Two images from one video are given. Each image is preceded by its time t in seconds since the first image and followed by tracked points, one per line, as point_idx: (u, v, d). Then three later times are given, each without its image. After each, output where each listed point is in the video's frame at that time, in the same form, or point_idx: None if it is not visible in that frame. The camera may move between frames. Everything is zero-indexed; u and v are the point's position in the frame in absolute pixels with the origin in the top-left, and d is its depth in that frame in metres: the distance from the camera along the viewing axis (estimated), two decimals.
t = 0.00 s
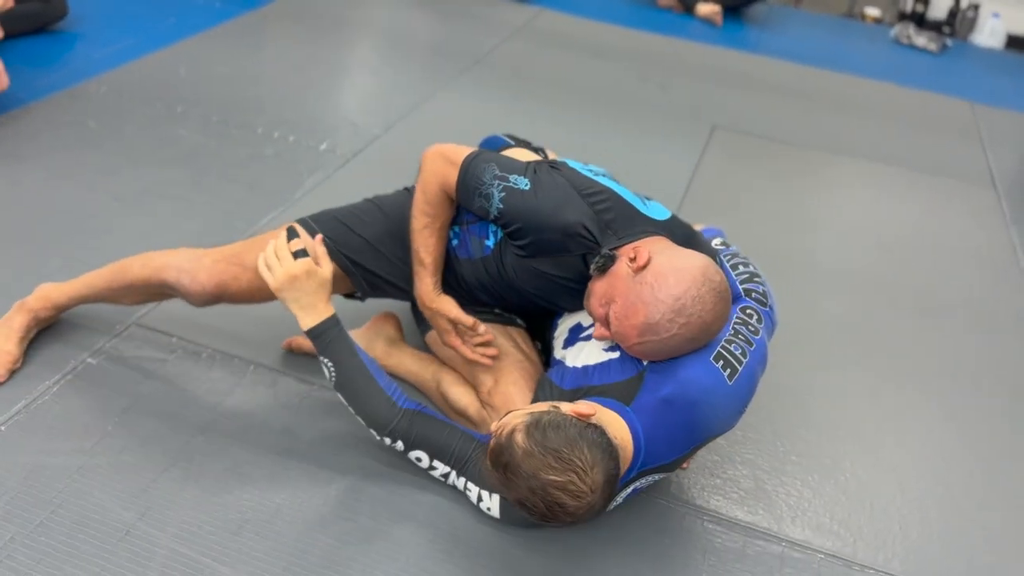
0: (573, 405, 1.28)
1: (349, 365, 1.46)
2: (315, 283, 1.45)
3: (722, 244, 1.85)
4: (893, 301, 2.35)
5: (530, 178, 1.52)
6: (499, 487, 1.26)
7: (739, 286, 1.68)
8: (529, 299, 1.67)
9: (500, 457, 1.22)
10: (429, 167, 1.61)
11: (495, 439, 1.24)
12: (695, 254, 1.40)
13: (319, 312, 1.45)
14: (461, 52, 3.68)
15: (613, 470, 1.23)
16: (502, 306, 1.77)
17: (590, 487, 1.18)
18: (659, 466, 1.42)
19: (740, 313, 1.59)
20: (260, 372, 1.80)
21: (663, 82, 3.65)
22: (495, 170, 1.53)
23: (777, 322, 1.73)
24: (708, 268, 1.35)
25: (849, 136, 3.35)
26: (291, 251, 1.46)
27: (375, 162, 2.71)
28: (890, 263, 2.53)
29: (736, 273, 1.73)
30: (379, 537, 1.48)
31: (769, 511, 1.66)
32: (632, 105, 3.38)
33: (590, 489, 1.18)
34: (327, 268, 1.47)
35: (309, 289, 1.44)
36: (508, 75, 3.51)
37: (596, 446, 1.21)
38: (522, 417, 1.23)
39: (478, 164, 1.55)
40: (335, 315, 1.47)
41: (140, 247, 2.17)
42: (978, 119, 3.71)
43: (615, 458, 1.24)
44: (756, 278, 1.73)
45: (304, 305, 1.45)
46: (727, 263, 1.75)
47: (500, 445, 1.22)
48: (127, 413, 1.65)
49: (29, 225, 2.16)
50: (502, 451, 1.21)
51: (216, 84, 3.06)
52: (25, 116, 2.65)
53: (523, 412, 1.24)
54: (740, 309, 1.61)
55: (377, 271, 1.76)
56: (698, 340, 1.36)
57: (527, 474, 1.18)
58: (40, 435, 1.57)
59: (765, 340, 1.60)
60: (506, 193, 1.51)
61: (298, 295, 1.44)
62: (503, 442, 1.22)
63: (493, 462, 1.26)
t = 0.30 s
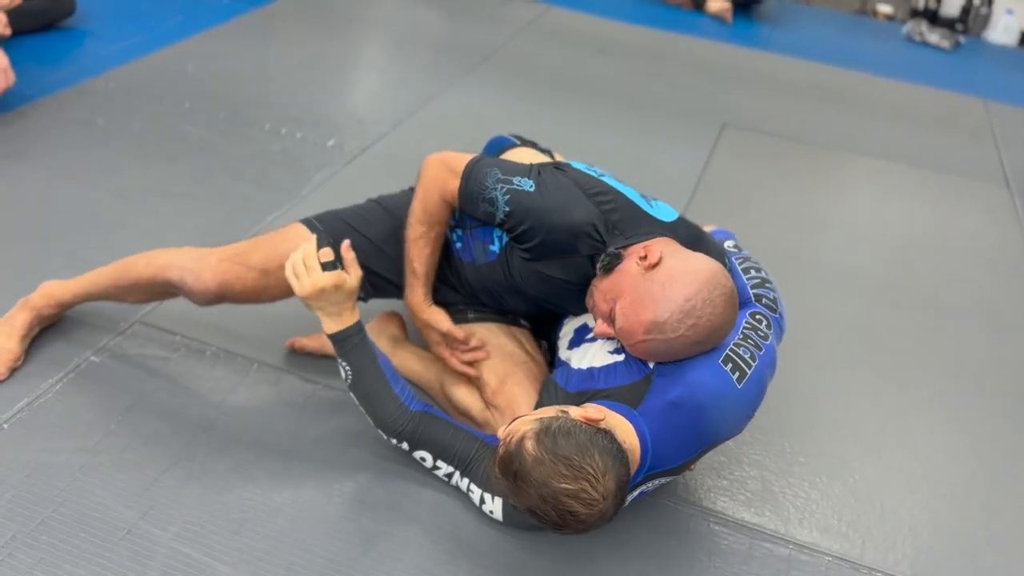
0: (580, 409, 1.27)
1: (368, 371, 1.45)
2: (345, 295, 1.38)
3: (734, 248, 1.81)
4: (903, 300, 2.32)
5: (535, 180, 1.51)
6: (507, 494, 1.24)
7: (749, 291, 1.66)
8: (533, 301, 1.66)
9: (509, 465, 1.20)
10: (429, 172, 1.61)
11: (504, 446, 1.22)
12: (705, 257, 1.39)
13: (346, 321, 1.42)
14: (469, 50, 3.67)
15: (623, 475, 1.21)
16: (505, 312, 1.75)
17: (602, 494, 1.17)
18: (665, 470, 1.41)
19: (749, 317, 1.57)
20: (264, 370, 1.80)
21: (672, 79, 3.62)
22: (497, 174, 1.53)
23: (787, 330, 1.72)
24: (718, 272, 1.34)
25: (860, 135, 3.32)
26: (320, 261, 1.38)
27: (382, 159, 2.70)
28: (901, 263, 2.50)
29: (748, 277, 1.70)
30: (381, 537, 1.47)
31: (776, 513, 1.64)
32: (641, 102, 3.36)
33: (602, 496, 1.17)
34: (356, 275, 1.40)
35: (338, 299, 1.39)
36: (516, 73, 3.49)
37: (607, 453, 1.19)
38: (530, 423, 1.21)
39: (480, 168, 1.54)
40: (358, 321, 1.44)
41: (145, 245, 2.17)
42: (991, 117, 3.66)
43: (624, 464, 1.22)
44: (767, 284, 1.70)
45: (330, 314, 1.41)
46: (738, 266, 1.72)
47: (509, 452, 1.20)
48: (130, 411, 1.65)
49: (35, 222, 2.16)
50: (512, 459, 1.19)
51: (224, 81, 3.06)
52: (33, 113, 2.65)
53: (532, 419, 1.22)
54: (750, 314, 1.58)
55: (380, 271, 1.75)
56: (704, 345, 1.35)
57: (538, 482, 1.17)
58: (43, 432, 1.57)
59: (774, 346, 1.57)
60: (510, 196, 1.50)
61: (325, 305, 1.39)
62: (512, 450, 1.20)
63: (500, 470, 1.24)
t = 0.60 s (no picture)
0: (585, 408, 1.26)
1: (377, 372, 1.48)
2: (358, 297, 1.42)
3: (737, 244, 1.80)
4: (903, 296, 2.33)
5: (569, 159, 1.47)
6: (513, 495, 1.24)
7: (752, 287, 1.66)
8: (539, 296, 1.65)
9: (514, 467, 1.20)
10: (435, 160, 1.48)
11: (508, 448, 1.22)
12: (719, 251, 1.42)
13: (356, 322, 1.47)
14: (468, 48, 3.67)
15: (628, 474, 1.21)
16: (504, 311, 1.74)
17: (608, 494, 1.17)
18: (669, 465, 1.41)
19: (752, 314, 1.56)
20: (267, 369, 1.80)
21: (670, 76, 3.62)
22: (524, 159, 1.45)
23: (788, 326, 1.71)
24: (735, 266, 1.37)
25: (859, 130, 3.32)
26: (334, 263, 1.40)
27: (382, 158, 2.70)
28: (901, 259, 2.50)
29: (750, 274, 1.70)
30: (386, 535, 1.47)
31: (779, 507, 1.65)
32: (639, 99, 3.36)
33: (607, 496, 1.17)
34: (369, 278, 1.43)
35: (350, 301, 1.43)
36: (514, 71, 3.49)
37: (611, 452, 1.19)
38: (534, 424, 1.20)
39: (502, 154, 1.46)
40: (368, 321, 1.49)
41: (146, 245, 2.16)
42: (989, 111, 3.67)
43: (629, 462, 1.22)
44: (769, 281, 1.71)
45: (341, 314, 1.45)
46: (741, 262, 1.72)
47: (514, 454, 1.20)
48: (134, 411, 1.64)
49: (35, 223, 2.16)
50: (517, 461, 1.19)
51: (222, 81, 3.06)
52: (31, 113, 2.64)
53: (535, 419, 1.22)
54: (753, 310, 1.58)
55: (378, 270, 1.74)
56: (717, 337, 1.37)
57: (543, 483, 1.16)
58: (47, 432, 1.57)
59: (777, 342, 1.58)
60: (544, 175, 1.43)
61: (336, 306, 1.43)
62: (516, 452, 1.19)
63: (505, 471, 1.24)
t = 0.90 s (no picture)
0: (593, 410, 1.27)
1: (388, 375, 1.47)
2: (366, 305, 1.39)
3: (738, 244, 1.82)
4: (901, 294, 2.34)
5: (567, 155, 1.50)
6: (528, 501, 1.25)
7: (754, 286, 1.67)
8: (537, 296, 1.66)
9: (528, 473, 1.20)
10: (434, 160, 1.48)
11: (521, 455, 1.22)
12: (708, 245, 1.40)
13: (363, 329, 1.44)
14: (464, 50, 3.68)
15: (639, 475, 1.22)
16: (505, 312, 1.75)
17: (621, 496, 1.18)
18: (675, 463, 1.42)
19: (754, 312, 1.58)
20: (273, 371, 1.81)
21: (666, 77, 3.64)
22: (522, 156, 1.47)
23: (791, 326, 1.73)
24: (722, 258, 1.35)
25: (854, 130, 3.34)
26: (343, 271, 1.37)
27: (381, 161, 2.70)
28: (898, 258, 2.52)
29: (752, 273, 1.72)
30: (394, 535, 1.48)
31: (783, 504, 1.66)
32: (636, 100, 3.37)
33: (621, 498, 1.18)
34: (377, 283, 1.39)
35: (358, 308, 1.40)
36: (511, 72, 3.50)
37: (623, 454, 1.20)
38: (546, 430, 1.21)
39: (498, 153, 1.48)
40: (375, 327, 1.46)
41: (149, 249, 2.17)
42: (982, 110, 3.70)
43: (640, 463, 1.23)
44: (771, 280, 1.72)
45: (348, 321, 1.43)
46: (743, 262, 1.73)
47: (527, 461, 1.20)
48: (141, 414, 1.65)
49: (38, 228, 2.16)
50: (530, 467, 1.19)
51: (221, 84, 3.06)
52: (30, 119, 2.64)
53: (546, 424, 1.22)
54: (755, 308, 1.60)
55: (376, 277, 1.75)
56: (710, 332, 1.36)
57: (558, 489, 1.17)
58: (55, 436, 1.57)
59: (779, 340, 1.59)
60: (543, 170, 1.46)
61: (343, 314, 1.41)
62: (529, 458, 1.20)
63: (518, 477, 1.24)
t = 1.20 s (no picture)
0: (598, 413, 1.28)
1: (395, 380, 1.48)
2: (366, 314, 1.39)
3: (741, 248, 1.85)
4: (900, 296, 2.36)
5: (574, 160, 1.53)
6: (533, 503, 1.26)
7: (757, 289, 1.69)
8: (541, 301, 1.67)
9: (533, 476, 1.21)
10: (444, 159, 1.52)
11: (526, 458, 1.24)
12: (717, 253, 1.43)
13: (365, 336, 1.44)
14: (463, 55, 3.70)
15: (644, 476, 1.24)
16: (509, 314, 1.77)
17: (627, 497, 1.19)
18: (679, 463, 1.43)
19: (757, 314, 1.60)
20: (278, 375, 1.82)
21: (664, 81, 3.66)
22: (529, 160, 1.50)
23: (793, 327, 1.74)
24: (733, 265, 1.38)
25: (851, 133, 3.37)
26: (339, 281, 1.36)
27: (381, 166, 2.72)
28: (896, 259, 2.54)
29: (755, 276, 1.73)
30: (402, 538, 1.49)
31: (787, 504, 1.67)
32: (634, 105, 3.39)
33: (627, 499, 1.19)
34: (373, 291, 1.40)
35: (357, 317, 1.40)
36: (509, 78, 3.52)
37: (628, 455, 1.21)
38: (550, 432, 1.22)
39: (511, 155, 1.51)
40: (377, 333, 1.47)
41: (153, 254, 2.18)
42: (976, 113, 3.73)
43: (644, 464, 1.24)
44: (773, 282, 1.74)
45: (350, 329, 1.42)
46: (745, 265, 1.75)
47: (532, 463, 1.22)
48: (149, 419, 1.66)
49: (42, 235, 2.17)
50: (535, 470, 1.21)
51: (221, 91, 3.07)
52: (32, 126, 2.65)
53: (550, 427, 1.24)
54: (758, 310, 1.61)
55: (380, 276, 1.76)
56: (714, 332, 1.37)
57: (563, 490, 1.18)
58: (64, 441, 1.58)
59: (782, 342, 1.61)
60: (549, 173, 1.48)
61: (344, 324, 1.40)
62: (534, 461, 1.21)
63: (523, 479, 1.26)
